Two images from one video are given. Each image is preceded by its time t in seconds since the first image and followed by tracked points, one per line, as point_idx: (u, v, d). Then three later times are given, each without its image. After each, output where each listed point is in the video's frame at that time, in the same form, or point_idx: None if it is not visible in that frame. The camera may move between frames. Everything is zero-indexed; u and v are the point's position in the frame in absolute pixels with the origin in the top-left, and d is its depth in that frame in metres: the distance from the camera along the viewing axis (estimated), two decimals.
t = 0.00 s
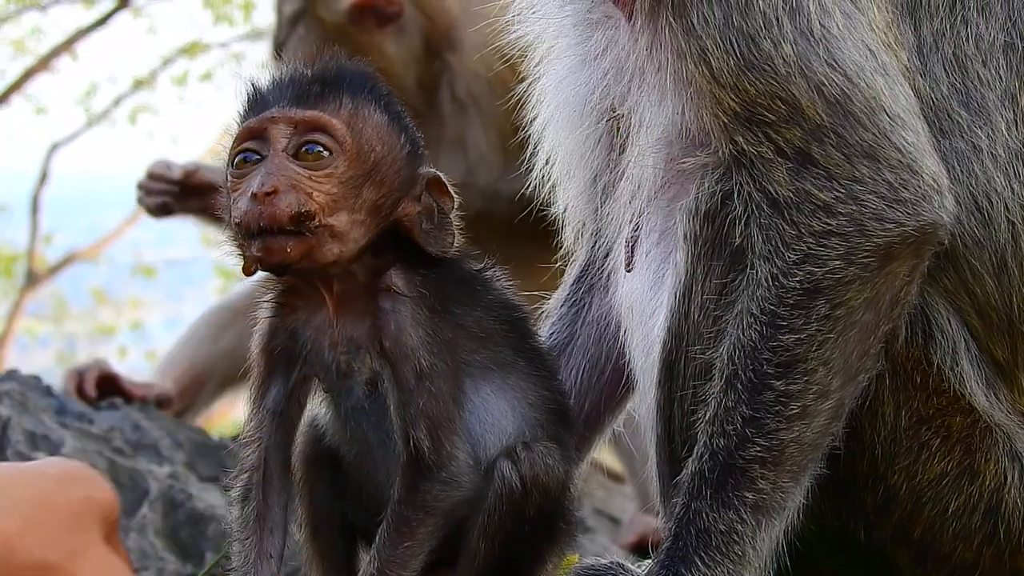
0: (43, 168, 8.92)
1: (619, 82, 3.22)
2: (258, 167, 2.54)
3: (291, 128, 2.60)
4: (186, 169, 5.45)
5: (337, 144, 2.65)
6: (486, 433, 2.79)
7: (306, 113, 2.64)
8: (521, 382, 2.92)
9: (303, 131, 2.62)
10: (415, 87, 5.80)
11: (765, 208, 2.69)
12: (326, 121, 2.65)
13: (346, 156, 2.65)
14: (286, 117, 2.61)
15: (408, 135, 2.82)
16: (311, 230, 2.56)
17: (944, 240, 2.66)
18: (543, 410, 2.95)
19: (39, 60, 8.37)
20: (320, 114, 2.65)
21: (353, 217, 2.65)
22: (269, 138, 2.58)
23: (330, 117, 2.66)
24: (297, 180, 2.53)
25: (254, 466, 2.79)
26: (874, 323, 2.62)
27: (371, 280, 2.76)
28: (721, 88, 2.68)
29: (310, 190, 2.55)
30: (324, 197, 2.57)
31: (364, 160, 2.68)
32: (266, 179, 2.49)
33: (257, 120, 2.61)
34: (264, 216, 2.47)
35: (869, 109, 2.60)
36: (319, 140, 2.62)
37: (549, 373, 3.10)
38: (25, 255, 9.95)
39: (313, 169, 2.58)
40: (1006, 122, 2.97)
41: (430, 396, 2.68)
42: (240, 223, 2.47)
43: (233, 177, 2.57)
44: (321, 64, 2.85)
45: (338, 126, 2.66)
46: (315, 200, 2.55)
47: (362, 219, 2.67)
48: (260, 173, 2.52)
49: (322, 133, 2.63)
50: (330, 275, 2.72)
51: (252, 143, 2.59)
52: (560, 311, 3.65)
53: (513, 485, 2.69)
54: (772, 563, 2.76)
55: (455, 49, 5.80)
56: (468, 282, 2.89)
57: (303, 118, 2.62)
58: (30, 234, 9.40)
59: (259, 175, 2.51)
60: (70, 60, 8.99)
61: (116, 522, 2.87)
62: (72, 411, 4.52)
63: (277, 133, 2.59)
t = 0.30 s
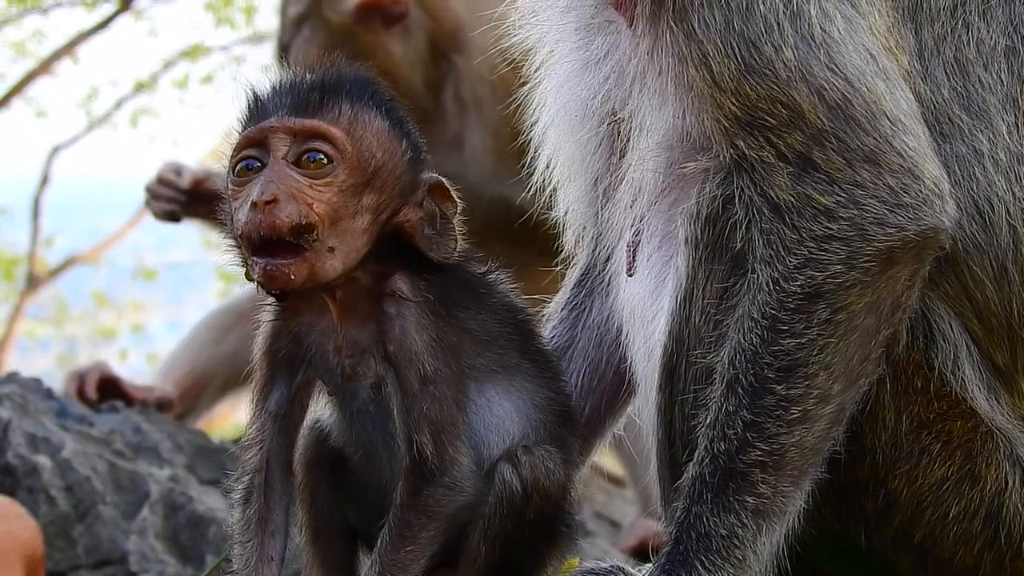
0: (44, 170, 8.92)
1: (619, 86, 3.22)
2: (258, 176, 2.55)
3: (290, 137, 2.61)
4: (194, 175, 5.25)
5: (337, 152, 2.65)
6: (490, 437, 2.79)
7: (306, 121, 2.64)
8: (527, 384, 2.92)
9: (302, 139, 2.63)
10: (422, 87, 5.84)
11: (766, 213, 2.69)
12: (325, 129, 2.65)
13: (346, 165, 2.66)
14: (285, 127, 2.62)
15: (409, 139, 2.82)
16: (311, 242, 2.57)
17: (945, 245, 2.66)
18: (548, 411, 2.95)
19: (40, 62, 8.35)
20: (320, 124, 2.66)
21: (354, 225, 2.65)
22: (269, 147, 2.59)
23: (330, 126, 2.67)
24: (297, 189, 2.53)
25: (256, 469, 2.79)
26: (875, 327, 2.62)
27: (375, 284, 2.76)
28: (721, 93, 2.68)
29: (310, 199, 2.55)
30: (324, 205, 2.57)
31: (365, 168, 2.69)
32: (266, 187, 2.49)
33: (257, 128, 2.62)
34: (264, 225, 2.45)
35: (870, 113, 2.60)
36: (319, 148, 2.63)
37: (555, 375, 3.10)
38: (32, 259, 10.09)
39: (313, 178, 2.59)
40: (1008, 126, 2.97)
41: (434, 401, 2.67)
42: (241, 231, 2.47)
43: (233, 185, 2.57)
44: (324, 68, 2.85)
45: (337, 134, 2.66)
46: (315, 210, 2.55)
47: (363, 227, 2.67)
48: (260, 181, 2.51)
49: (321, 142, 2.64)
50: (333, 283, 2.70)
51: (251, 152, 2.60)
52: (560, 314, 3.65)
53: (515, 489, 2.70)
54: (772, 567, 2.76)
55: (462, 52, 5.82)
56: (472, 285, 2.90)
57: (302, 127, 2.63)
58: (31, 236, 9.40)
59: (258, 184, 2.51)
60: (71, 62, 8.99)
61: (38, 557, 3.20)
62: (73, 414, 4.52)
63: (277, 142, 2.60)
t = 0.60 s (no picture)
0: (45, 172, 8.92)
1: (620, 87, 3.22)
2: (259, 211, 2.53)
3: (290, 167, 2.56)
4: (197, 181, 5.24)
5: (338, 179, 2.61)
6: (489, 439, 2.79)
7: (304, 151, 2.58)
8: (524, 390, 2.92)
9: (302, 169, 2.57)
10: (422, 88, 5.83)
11: (767, 215, 2.70)
12: (324, 158, 2.59)
13: (347, 190, 2.63)
14: (284, 158, 2.55)
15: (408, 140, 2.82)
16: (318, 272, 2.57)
17: (947, 248, 2.66)
18: (544, 415, 2.95)
19: (41, 64, 8.36)
20: (318, 151, 2.60)
21: (360, 249, 2.65)
22: (268, 179, 2.55)
23: (329, 151, 2.61)
24: (300, 225, 2.52)
25: (255, 470, 2.79)
26: (876, 330, 2.62)
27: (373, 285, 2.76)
28: (723, 94, 2.68)
29: (314, 234, 2.54)
30: (329, 237, 2.57)
31: (366, 190, 2.66)
32: (269, 227, 2.48)
33: (254, 157, 2.56)
34: (268, 264, 2.48)
35: (872, 115, 2.60)
36: (319, 176, 2.59)
37: (554, 376, 3.10)
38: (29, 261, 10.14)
39: (316, 209, 2.56)
40: (1010, 126, 2.97)
41: (432, 401, 2.67)
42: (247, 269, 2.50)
43: (233, 215, 2.56)
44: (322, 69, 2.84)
45: (336, 162, 2.61)
46: (320, 244, 2.55)
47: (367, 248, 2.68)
48: (262, 222, 2.49)
49: (320, 171, 2.59)
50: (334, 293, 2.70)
51: (250, 182, 2.56)
52: (561, 316, 3.64)
53: (515, 490, 2.70)
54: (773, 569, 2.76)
55: (461, 54, 5.83)
56: (470, 285, 2.89)
57: (301, 157, 2.57)
58: (31, 238, 9.40)
59: (260, 222, 2.50)
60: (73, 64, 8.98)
61: None
62: (72, 415, 4.52)
63: (276, 173, 2.55)
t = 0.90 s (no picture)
0: (49, 171, 8.94)
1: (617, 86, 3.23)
2: (242, 262, 2.48)
3: (270, 215, 2.51)
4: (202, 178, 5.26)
5: (319, 222, 2.57)
6: (486, 440, 2.80)
7: (283, 197, 2.52)
8: (523, 390, 2.93)
9: (282, 216, 2.52)
10: (423, 87, 5.84)
11: (763, 216, 2.70)
12: (302, 203, 2.54)
13: (329, 231, 2.59)
14: (264, 207, 2.50)
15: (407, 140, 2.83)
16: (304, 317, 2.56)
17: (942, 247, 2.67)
18: (543, 416, 2.96)
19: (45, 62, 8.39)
20: (298, 197, 2.54)
21: (344, 284, 2.65)
22: (249, 228, 2.50)
23: (309, 196, 2.56)
24: (285, 276, 2.49)
25: (254, 469, 2.81)
26: (872, 331, 2.63)
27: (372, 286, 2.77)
28: (719, 94, 2.69)
29: (298, 283, 2.51)
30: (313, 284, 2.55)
31: (346, 228, 2.62)
32: (254, 282, 2.44)
33: (234, 205, 2.51)
34: (256, 319, 2.45)
35: (867, 115, 2.61)
36: (300, 221, 2.54)
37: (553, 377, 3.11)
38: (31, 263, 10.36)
39: (298, 257, 2.53)
40: (1007, 119, 2.98)
41: (430, 401, 2.68)
42: (236, 322, 2.47)
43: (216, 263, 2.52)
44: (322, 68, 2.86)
45: (314, 205, 2.56)
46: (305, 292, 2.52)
47: (352, 280, 2.67)
48: (247, 275, 2.45)
49: (299, 219, 2.54)
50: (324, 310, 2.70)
51: (231, 230, 2.51)
52: (560, 315, 3.65)
53: (515, 491, 2.71)
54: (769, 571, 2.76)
55: (464, 54, 5.85)
56: (469, 285, 2.91)
57: (281, 205, 2.51)
58: (35, 237, 9.43)
59: (245, 276, 2.46)
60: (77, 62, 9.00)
61: None
62: (74, 413, 4.54)
63: (257, 222, 2.50)
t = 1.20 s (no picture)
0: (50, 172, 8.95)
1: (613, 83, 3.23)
2: (207, 315, 2.51)
3: (221, 271, 2.49)
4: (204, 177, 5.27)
5: (273, 265, 2.54)
6: (484, 435, 2.80)
7: (228, 252, 2.49)
8: (522, 385, 2.94)
9: (232, 269, 2.50)
10: (425, 85, 5.84)
11: (760, 211, 2.70)
12: (250, 256, 2.51)
13: (285, 270, 2.56)
14: (212, 266, 2.48)
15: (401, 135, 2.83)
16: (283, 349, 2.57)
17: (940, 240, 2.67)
18: (542, 411, 2.96)
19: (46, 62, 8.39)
20: (244, 249, 2.51)
21: (318, 313, 2.63)
22: (204, 287, 2.50)
23: (252, 246, 2.52)
24: (248, 325, 2.49)
25: (254, 466, 2.81)
26: (869, 324, 2.63)
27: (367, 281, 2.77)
28: (714, 89, 2.70)
29: (264, 327, 2.51)
30: (282, 325, 2.55)
31: (301, 267, 2.58)
32: (217, 337, 2.47)
33: (186, 263, 2.50)
34: (229, 366, 2.49)
35: (862, 109, 2.61)
36: (251, 272, 2.51)
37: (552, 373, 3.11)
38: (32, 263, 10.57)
39: (261, 302, 2.52)
40: (1004, 112, 2.98)
41: (425, 395, 2.67)
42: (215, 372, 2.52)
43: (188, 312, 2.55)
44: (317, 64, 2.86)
45: (263, 256, 2.52)
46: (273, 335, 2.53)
47: (327, 306, 2.65)
48: (210, 330, 2.47)
49: (250, 270, 2.51)
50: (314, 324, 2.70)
51: (190, 288, 2.51)
52: (560, 312, 3.65)
53: (513, 486, 2.70)
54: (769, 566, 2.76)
55: (466, 51, 5.86)
56: (464, 278, 2.91)
57: (228, 261, 2.49)
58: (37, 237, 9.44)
59: (209, 332, 2.48)
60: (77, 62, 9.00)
61: None
62: (74, 411, 4.55)
63: (210, 281, 2.49)
